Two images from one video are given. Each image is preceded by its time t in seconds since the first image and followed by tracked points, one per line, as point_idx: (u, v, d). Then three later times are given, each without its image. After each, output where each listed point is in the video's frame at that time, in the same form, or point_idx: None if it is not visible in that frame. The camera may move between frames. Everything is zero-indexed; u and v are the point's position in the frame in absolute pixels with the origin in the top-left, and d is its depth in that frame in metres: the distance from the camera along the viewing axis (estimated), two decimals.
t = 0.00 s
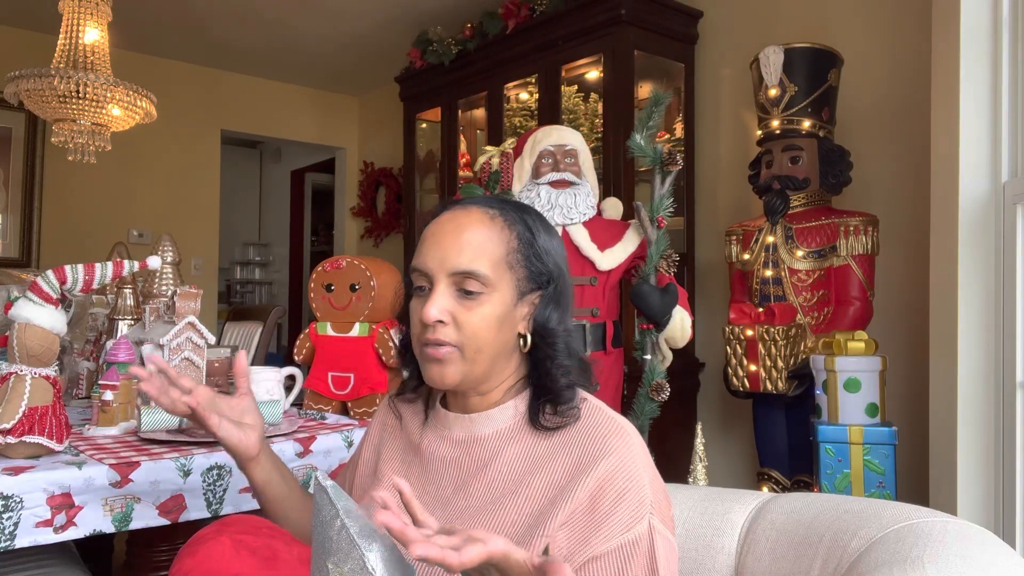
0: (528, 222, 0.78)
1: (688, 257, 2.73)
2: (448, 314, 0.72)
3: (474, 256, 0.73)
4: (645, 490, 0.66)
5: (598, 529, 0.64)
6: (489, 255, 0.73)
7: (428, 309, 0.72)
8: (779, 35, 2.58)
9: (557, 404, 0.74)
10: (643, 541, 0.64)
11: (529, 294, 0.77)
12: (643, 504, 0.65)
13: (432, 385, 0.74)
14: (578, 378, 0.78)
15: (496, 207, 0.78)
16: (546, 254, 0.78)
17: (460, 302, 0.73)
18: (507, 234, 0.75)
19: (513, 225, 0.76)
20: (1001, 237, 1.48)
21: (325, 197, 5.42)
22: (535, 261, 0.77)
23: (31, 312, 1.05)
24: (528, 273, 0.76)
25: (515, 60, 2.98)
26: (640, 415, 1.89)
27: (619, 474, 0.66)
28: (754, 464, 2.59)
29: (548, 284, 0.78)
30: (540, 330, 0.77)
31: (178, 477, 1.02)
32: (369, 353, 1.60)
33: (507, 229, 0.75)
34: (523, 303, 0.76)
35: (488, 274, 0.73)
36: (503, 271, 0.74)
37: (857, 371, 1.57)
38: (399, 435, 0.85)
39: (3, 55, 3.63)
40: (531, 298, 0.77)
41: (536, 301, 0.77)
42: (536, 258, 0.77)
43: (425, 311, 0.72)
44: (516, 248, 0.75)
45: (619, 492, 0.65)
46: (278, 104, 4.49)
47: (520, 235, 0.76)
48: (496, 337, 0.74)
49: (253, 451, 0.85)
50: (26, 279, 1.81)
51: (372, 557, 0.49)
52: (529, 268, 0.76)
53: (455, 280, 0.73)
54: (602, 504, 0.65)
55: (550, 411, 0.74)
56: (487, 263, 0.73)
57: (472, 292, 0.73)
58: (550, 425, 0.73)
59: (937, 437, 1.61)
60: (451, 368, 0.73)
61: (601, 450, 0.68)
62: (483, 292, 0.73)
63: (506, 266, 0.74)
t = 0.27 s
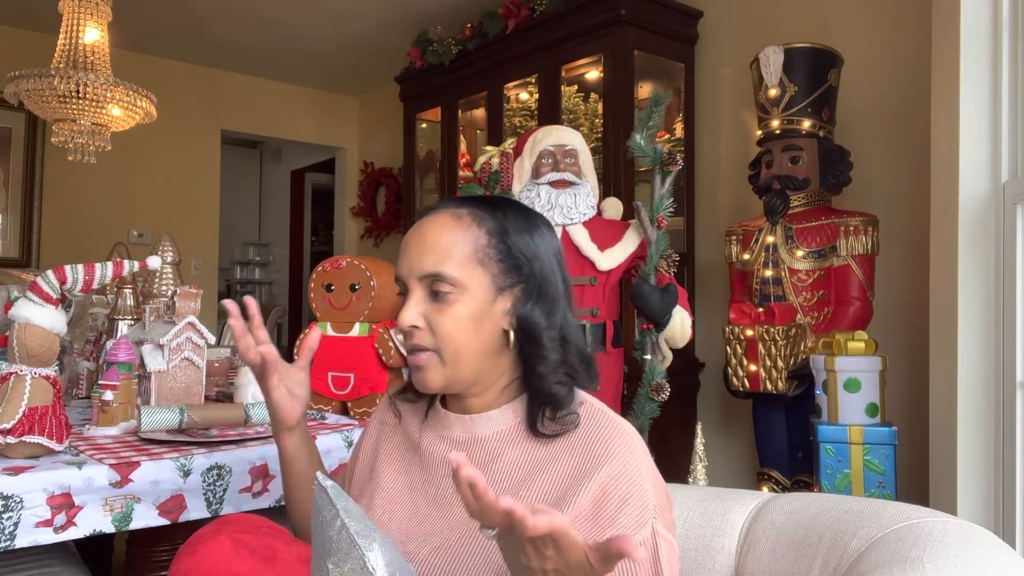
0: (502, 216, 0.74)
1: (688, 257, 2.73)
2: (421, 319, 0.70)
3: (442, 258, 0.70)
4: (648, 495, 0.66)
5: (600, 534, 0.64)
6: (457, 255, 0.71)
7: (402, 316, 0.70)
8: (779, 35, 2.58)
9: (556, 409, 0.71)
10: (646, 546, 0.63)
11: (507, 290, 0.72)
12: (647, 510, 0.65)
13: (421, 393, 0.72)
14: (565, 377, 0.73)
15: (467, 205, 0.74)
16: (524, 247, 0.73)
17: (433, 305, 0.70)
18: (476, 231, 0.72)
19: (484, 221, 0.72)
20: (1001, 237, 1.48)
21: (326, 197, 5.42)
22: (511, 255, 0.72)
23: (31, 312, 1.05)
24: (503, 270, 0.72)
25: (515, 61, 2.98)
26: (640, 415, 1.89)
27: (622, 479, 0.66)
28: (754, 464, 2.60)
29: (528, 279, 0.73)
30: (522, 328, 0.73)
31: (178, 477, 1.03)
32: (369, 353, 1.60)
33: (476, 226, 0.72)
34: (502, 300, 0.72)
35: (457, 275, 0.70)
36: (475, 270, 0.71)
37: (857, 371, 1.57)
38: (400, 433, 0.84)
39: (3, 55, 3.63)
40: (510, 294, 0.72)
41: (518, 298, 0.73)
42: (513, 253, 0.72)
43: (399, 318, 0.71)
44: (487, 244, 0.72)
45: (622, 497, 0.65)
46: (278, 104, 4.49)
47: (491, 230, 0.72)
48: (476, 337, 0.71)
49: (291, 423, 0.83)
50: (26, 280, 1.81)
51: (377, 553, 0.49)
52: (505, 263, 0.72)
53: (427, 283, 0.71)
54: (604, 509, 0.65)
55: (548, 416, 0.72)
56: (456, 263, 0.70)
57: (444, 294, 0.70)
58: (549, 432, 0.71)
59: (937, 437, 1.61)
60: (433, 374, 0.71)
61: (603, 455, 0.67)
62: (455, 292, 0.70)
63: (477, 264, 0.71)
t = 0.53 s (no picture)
0: (477, 217, 0.73)
1: (688, 257, 2.73)
2: (400, 322, 0.71)
3: (418, 262, 0.71)
4: (648, 496, 0.65)
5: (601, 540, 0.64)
6: (431, 259, 0.70)
7: (386, 322, 0.72)
8: (780, 35, 2.58)
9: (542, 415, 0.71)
10: (648, 549, 0.63)
11: (482, 291, 0.71)
12: (647, 512, 0.64)
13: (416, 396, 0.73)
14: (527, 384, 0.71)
15: (446, 208, 0.74)
16: (498, 246, 0.72)
17: (411, 309, 0.71)
18: (451, 234, 0.71)
19: (458, 223, 0.72)
20: (1001, 237, 1.48)
21: (326, 197, 5.42)
22: (484, 257, 0.71)
23: (31, 312, 1.05)
24: (477, 270, 0.71)
25: (515, 61, 2.98)
26: (640, 415, 1.89)
27: (621, 481, 0.65)
28: (754, 464, 2.59)
29: (502, 280, 0.71)
30: (487, 332, 0.70)
31: (178, 477, 1.03)
32: (369, 353, 1.60)
33: (450, 229, 0.71)
34: (477, 301, 0.70)
35: (430, 278, 0.70)
36: (448, 273, 0.70)
37: (857, 371, 1.57)
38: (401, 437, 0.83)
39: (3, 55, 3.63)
40: (484, 296, 0.71)
41: (494, 299, 0.71)
42: (487, 252, 0.71)
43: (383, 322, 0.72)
44: (461, 245, 0.71)
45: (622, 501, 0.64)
46: (278, 104, 4.49)
47: (465, 232, 0.71)
48: (456, 338, 0.70)
49: (281, 436, 0.83)
50: (26, 280, 1.81)
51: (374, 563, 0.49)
52: (478, 266, 0.71)
53: (406, 287, 0.71)
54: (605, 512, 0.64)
55: (535, 420, 0.71)
56: (429, 267, 0.70)
57: (421, 298, 0.70)
58: (532, 437, 0.70)
59: (937, 437, 1.61)
60: (420, 377, 0.71)
61: (601, 457, 0.67)
62: (431, 295, 0.70)
63: (452, 266, 0.70)
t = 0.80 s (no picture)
0: (494, 217, 0.74)
1: (688, 257, 2.73)
2: (416, 318, 0.70)
3: (437, 257, 0.70)
4: (647, 493, 0.66)
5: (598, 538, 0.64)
6: (452, 257, 0.70)
7: (396, 315, 0.70)
8: (780, 35, 2.58)
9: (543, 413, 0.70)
10: (647, 546, 0.63)
11: (500, 292, 0.71)
12: (645, 509, 0.65)
13: (417, 391, 0.72)
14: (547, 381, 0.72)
15: (462, 206, 0.74)
16: (518, 250, 0.73)
17: (427, 305, 0.70)
18: (471, 232, 0.71)
19: (478, 223, 0.72)
20: (1001, 237, 1.48)
21: (326, 197, 5.42)
22: (504, 257, 0.72)
23: (31, 312, 1.05)
24: (496, 272, 0.71)
25: (515, 61, 2.98)
26: (640, 415, 1.89)
27: (621, 479, 0.66)
28: (754, 464, 2.59)
29: (520, 280, 0.72)
30: (509, 331, 0.72)
31: (178, 477, 1.02)
32: (369, 353, 1.60)
33: (471, 227, 0.71)
34: (494, 303, 0.71)
35: (451, 275, 0.69)
36: (469, 271, 0.70)
37: (857, 371, 1.57)
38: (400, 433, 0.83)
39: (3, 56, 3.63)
40: (502, 295, 0.72)
41: (510, 301, 0.72)
42: (507, 254, 0.72)
43: (394, 317, 0.70)
44: (482, 244, 0.71)
45: (620, 499, 0.65)
46: (278, 105, 4.49)
47: (485, 231, 0.72)
48: (471, 337, 0.71)
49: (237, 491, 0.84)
50: (26, 280, 1.81)
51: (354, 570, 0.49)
52: (498, 265, 0.71)
53: (422, 282, 0.70)
54: (604, 511, 0.64)
55: (536, 419, 0.71)
56: (451, 264, 0.70)
57: (438, 294, 0.70)
58: (535, 434, 0.70)
59: (937, 437, 1.61)
60: (433, 372, 0.71)
61: (601, 455, 0.67)
62: (450, 293, 0.69)
63: (473, 265, 0.70)
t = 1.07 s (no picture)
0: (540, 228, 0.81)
1: (688, 257, 2.73)
2: (466, 303, 0.73)
3: (496, 250, 0.75)
4: (636, 477, 0.67)
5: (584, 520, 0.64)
6: (510, 253, 0.76)
7: (447, 295, 0.72)
8: (780, 35, 2.58)
9: (545, 401, 0.74)
10: (634, 528, 0.64)
11: (536, 296, 0.78)
12: (634, 490, 0.66)
13: (439, 375, 0.74)
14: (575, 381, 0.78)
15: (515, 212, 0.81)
16: (558, 262, 0.80)
17: (477, 294, 0.74)
18: (525, 237, 0.78)
19: (532, 230, 0.79)
20: (1001, 237, 1.48)
21: (326, 197, 5.42)
22: (548, 265, 0.79)
23: (31, 312, 1.05)
24: (539, 276, 0.78)
25: (515, 61, 2.98)
26: (640, 415, 1.90)
27: (611, 462, 0.67)
28: (754, 464, 2.59)
29: (557, 289, 0.80)
30: (545, 333, 0.78)
31: (178, 477, 1.02)
32: (369, 353, 1.60)
33: (526, 232, 0.78)
34: (531, 306, 0.78)
35: (508, 271, 0.75)
36: (521, 270, 0.76)
37: (857, 371, 1.57)
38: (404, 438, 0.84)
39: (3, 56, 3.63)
40: (541, 299, 0.78)
41: (542, 305, 0.79)
42: (551, 264, 0.79)
43: (444, 298, 0.72)
44: (532, 248, 0.78)
45: (610, 480, 0.66)
46: (278, 104, 4.49)
47: (536, 239, 0.79)
48: (506, 333, 0.75)
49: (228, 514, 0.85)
50: (26, 280, 1.81)
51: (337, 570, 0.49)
52: (542, 271, 0.78)
53: (476, 271, 0.74)
54: (591, 491, 0.66)
55: (538, 407, 0.74)
56: (509, 260, 0.75)
57: (490, 285, 0.74)
58: (539, 421, 0.73)
59: (937, 437, 1.61)
60: (468, 358, 0.73)
61: (593, 440, 0.69)
62: (500, 286, 0.75)
63: (525, 266, 0.77)
